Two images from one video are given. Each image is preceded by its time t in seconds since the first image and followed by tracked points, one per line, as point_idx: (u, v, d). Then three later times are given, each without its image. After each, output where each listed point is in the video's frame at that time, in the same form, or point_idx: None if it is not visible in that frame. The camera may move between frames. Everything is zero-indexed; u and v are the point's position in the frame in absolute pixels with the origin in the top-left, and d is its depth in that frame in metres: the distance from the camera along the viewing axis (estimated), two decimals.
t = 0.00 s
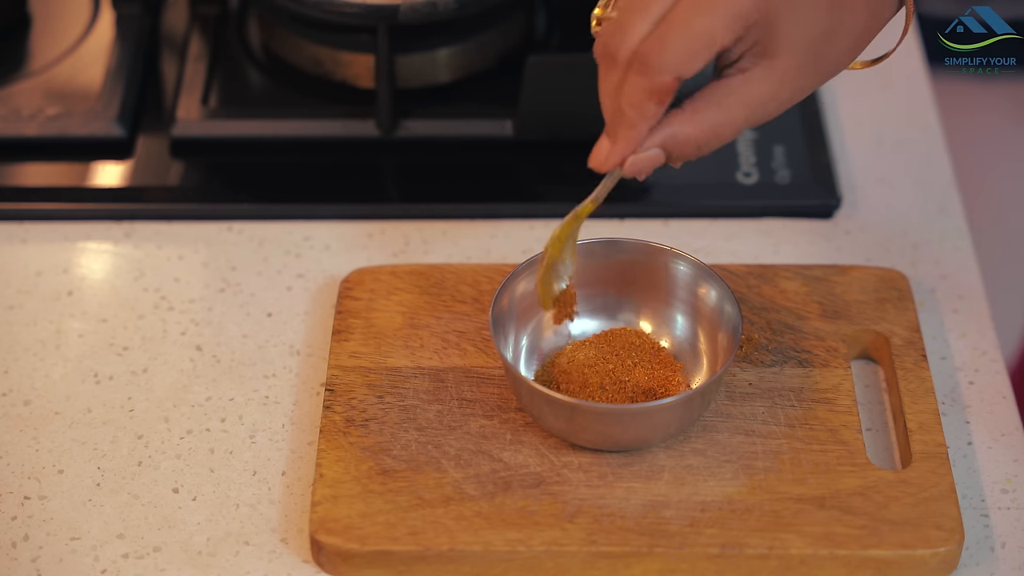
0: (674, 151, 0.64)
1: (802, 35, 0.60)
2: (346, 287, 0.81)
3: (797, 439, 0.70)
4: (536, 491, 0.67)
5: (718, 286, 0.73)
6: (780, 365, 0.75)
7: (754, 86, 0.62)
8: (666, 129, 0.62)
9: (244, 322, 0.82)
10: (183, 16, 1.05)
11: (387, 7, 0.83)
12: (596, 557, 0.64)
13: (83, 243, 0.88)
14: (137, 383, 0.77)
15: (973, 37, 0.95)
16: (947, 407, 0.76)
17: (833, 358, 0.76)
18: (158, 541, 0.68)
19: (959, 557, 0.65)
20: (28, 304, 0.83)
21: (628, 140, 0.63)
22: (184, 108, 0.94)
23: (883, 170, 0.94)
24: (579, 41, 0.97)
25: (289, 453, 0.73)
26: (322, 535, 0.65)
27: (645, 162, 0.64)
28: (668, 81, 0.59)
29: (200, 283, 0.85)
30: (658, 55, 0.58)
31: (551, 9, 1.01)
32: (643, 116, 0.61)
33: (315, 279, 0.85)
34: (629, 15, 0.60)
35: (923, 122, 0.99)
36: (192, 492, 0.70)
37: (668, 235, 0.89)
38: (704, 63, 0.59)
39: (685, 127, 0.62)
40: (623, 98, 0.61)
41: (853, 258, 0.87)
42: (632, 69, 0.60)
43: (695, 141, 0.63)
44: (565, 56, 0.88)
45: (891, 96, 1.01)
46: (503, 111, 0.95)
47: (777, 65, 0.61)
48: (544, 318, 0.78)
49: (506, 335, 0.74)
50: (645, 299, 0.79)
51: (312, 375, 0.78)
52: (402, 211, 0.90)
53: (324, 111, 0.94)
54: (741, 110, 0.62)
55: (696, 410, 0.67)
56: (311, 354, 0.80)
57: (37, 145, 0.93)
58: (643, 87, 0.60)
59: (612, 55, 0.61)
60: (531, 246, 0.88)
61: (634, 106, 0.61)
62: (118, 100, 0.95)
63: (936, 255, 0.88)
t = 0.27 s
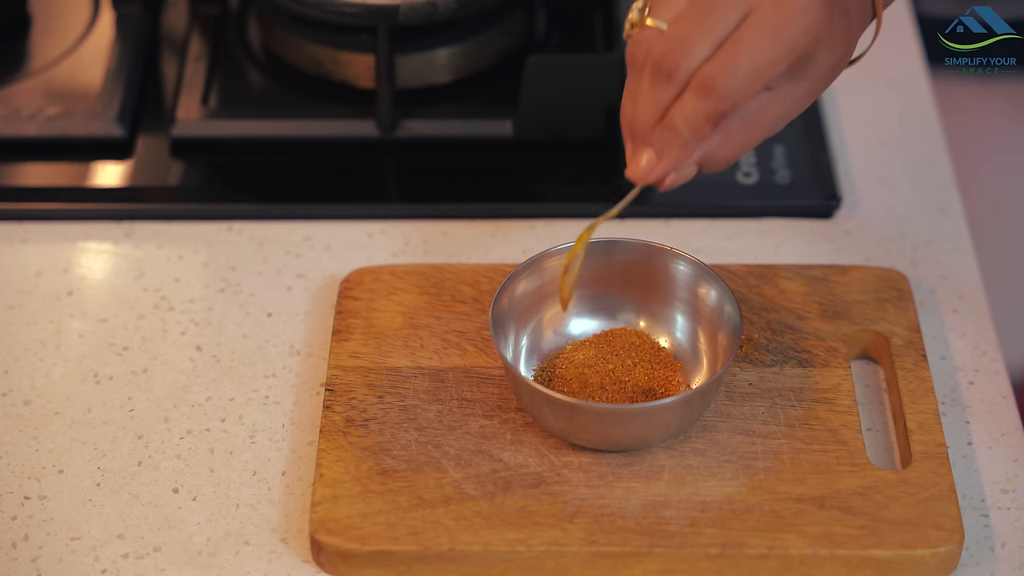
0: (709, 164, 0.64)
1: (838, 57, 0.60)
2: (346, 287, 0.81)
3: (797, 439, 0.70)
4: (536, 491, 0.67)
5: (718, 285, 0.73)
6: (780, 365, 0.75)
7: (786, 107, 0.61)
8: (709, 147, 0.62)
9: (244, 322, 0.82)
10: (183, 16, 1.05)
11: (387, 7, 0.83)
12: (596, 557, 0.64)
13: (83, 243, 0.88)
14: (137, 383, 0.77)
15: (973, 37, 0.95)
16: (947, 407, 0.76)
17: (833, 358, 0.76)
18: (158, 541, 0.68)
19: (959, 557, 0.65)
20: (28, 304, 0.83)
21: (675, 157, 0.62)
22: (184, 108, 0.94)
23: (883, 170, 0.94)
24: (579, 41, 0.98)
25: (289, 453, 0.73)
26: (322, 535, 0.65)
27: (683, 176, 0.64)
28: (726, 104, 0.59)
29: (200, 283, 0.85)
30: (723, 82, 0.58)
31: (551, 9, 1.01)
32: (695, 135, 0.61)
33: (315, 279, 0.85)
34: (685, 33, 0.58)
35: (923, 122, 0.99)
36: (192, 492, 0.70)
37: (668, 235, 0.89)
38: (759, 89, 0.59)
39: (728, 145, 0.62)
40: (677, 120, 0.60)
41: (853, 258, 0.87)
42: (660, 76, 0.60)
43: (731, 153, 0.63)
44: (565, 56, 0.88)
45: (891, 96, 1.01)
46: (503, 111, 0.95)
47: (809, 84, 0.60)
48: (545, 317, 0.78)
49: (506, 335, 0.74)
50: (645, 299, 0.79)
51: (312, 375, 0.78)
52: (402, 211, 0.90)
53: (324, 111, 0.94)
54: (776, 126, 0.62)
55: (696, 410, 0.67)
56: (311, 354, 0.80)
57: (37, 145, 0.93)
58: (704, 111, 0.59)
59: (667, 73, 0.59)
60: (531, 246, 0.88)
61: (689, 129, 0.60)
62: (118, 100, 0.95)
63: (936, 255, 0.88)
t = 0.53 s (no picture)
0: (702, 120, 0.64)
1: (828, 10, 0.59)
2: (346, 287, 0.81)
3: (797, 439, 0.70)
4: (536, 491, 0.67)
5: (718, 285, 0.73)
6: (780, 365, 0.75)
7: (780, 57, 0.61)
8: (695, 99, 0.62)
9: (244, 322, 0.82)
10: (183, 15, 1.05)
11: (387, 7, 0.84)
12: (596, 557, 0.64)
13: (83, 243, 0.88)
14: (137, 383, 0.77)
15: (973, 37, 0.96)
16: (947, 407, 0.76)
17: (833, 358, 0.76)
18: (158, 541, 0.68)
19: (959, 557, 0.65)
20: (28, 304, 0.83)
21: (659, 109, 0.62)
22: (184, 108, 0.94)
23: (883, 170, 0.94)
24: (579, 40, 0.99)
25: (289, 453, 0.73)
26: (322, 535, 0.65)
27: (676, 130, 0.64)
28: (703, 50, 0.59)
29: (200, 283, 0.85)
30: (695, 27, 0.58)
31: (551, 9, 1.02)
32: (676, 84, 0.61)
33: (315, 279, 0.85)
34: None
35: (923, 122, 0.99)
36: (192, 492, 0.70)
37: (668, 235, 0.89)
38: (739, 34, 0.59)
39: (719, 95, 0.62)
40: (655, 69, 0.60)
41: (853, 258, 0.87)
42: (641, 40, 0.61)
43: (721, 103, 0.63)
44: (565, 55, 0.88)
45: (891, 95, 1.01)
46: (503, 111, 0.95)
47: (801, 36, 0.60)
48: (545, 317, 0.78)
49: (506, 335, 0.74)
50: (645, 299, 0.79)
51: (312, 375, 0.78)
52: (402, 211, 0.90)
53: (324, 111, 0.94)
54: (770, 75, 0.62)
55: (696, 410, 0.67)
56: (311, 354, 0.80)
57: (37, 145, 0.93)
58: (681, 58, 0.59)
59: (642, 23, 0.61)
60: (531, 246, 0.88)
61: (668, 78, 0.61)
62: (118, 100, 0.95)
63: (936, 255, 0.88)
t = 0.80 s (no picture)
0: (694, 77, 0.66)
1: None
2: (346, 287, 0.81)
3: (797, 439, 0.70)
4: (536, 491, 0.67)
5: (718, 285, 0.73)
6: (780, 365, 0.75)
7: None
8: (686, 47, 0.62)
9: (244, 322, 0.82)
10: (183, 16, 1.05)
11: (387, 7, 0.84)
12: (596, 557, 0.64)
13: (83, 243, 0.88)
14: (136, 383, 0.77)
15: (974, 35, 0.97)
16: (947, 407, 0.76)
17: (833, 357, 0.76)
18: (158, 541, 0.68)
19: (959, 557, 0.65)
20: (28, 304, 0.83)
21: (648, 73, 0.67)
22: (184, 108, 0.94)
23: (883, 170, 0.95)
24: (579, 40, 0.98)
25: (289, 453, 0.73)
26: (322, 535, 0.65)
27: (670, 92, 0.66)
28: None
29: (200, 283, 0.85)
30: None
31: (551, 9, 1.01)
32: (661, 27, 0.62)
33: (315, 279, 0.85)
34: None
35: (923, 122, 0.99)
36: (192, 492, 0.70)
37: (668, 235, 0.89)
38: None
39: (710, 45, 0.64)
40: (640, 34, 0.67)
41: (853, 258, 0.87)
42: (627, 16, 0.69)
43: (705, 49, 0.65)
44: (565, 55, 0.88)
45: (891, 95, 1.01)
46: (503, 111, 0.95)
47: None
48: (545, 317, 0.78)
49: (506, 335, 0.74)
50: (645, 299, 0.79)
51: (312, 375, 0.78)
52: (402, 211, 0.90)
53: (324, 112, 0.94)
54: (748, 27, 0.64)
55: (696, 410, 0.67)
56: (311, 354, 0.80)
57: (37, 145, 0.93)
58: None
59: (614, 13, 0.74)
60: (531, 246, 0.88)
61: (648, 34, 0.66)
62: (118, 100, 0.95)
63: (936, 255, 0.88)
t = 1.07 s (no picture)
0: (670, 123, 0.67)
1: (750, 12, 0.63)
2: (346, 287, 0.81)
3: (797, 439, 0.70)
4: (536, 491, 0.67)
5: (718, 285, 0.74)
6: (780, 365, 0.75)
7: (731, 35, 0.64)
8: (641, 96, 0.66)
9: (244, 322, 0.82)
10: (183, 16, 1.05)
11: (387, 7, 0.83)
12: (596, 557, 0.64)
13: (83, 243, 0.88)
14: (137, 383, 0.77)
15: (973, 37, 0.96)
16: (947, 407, 0.76)
17: (833, 357, 0.76)
18: (158, 541, 0.68)
19: (959, 557, 0.65)
20: (28, 304, 0.83)
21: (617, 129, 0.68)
22: (184, 108, 0.94)
23: (883, 170, 0.94)
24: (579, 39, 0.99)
25: (289, 453, 0.73)
26: (322, 535, 0.65)
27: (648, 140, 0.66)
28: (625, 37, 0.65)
29: (200, 283, 0.85)
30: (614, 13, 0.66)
31: (551, 9, 1.02)
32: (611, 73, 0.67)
33: (315, 279, 0.85)
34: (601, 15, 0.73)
35: (923, 122, 0.99)
36: (192, 492, 0.70)
37: (668, 235, 0.89)
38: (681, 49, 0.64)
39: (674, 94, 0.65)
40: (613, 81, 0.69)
41: (853, 259, 0.87)
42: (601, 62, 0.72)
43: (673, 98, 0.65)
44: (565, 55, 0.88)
45: (891, 95, 1.01)
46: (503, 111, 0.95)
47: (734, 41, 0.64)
48: (545, 317, 0.78)
49: (506, 335, 0.74)
50: (645, 300, 0.79)
51: (312, 375, 0.78)
52: (402, 211, 0.90)
53: (324, 111, 0.94)
54: (720, 78, 0.64)
55: (696, 410, 0.67)
56: (311, 354, 0.80)
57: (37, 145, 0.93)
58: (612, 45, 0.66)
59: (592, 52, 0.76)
60: (531, 246, 0.88)
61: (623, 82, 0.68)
62: (118, 100, 0.95)
63: (936, 255, 0.88)
